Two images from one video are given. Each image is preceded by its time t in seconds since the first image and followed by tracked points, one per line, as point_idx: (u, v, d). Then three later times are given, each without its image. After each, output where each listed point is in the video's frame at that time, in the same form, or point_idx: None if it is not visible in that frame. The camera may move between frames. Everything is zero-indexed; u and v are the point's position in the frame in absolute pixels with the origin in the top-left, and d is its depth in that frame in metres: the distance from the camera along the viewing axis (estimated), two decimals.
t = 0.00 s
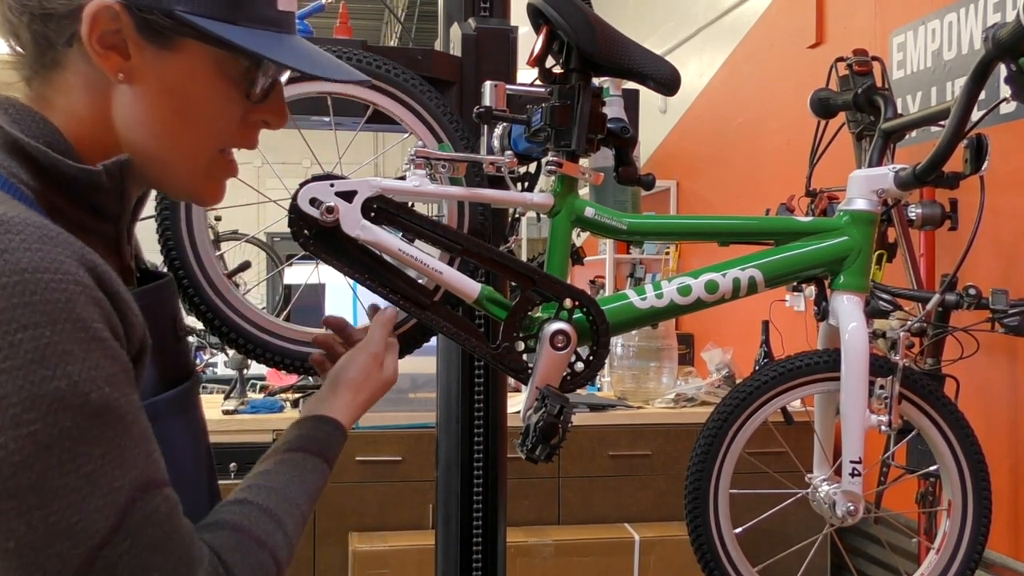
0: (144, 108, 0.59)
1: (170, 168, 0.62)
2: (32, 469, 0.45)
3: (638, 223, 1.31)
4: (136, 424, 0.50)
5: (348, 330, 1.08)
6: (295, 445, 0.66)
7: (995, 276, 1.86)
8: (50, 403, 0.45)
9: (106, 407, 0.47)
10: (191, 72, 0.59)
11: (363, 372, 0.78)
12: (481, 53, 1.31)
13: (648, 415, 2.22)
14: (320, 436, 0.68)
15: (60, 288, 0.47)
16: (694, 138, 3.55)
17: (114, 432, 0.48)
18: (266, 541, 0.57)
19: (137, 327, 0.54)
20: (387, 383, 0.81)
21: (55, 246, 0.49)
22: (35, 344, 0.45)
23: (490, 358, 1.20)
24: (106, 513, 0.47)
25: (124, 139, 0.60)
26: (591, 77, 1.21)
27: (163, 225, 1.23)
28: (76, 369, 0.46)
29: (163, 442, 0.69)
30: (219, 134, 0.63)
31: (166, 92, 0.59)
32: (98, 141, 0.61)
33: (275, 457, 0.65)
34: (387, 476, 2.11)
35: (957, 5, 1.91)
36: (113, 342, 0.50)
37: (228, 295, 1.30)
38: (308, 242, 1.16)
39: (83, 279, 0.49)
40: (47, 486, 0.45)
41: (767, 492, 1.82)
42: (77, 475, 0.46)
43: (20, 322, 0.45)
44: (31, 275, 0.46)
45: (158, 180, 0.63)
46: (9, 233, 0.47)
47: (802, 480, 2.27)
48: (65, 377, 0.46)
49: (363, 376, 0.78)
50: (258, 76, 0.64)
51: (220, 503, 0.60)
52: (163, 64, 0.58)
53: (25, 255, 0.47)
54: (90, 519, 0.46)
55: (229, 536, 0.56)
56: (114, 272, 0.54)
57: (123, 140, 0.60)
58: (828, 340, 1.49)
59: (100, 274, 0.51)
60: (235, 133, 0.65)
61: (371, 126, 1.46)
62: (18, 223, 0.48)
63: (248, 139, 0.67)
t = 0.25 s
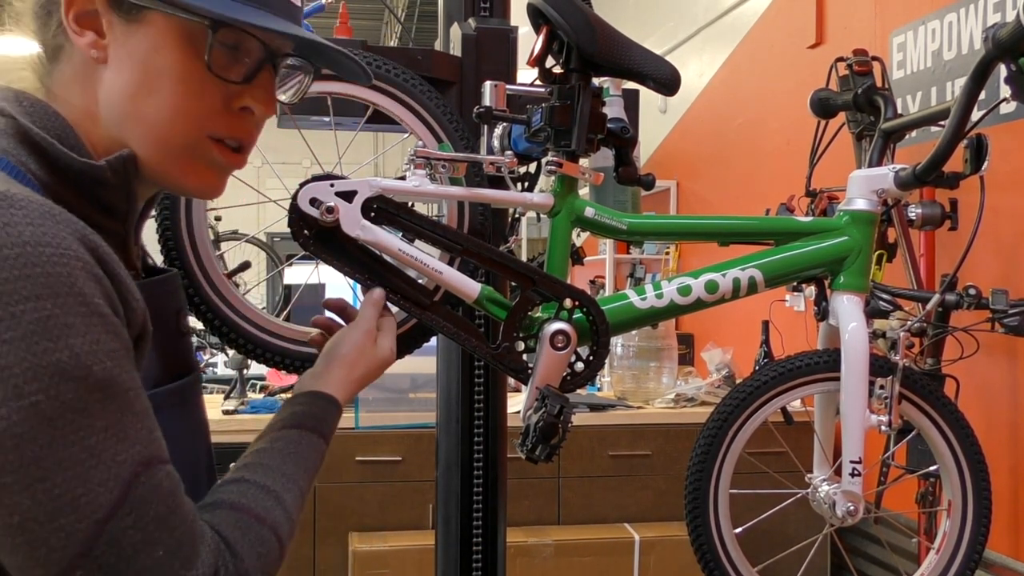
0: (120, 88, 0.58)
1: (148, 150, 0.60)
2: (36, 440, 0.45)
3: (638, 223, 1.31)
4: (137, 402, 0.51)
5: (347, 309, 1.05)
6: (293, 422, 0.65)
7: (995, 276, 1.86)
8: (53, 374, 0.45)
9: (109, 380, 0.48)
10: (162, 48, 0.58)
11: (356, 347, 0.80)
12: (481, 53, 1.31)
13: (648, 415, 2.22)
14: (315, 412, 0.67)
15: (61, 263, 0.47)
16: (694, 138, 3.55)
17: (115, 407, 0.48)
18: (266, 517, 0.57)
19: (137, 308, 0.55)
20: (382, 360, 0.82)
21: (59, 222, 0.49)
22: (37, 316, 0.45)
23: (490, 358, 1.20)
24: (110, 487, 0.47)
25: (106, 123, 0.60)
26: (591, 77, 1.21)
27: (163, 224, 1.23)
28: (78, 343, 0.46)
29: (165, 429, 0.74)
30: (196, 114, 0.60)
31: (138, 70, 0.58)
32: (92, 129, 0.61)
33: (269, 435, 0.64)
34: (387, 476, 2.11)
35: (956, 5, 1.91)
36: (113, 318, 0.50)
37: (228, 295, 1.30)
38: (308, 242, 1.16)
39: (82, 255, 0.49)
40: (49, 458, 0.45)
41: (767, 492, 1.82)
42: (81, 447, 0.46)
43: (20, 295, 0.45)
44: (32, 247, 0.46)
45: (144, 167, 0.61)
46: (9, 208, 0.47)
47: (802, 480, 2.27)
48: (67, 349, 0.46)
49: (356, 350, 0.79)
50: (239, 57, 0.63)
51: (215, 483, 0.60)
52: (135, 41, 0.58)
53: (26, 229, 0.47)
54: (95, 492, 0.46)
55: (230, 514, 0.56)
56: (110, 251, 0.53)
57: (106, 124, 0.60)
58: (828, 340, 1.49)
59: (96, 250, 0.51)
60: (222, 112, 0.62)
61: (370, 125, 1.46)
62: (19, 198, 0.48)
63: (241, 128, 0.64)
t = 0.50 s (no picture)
0: (124, 74, 0.59)
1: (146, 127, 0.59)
2: (28, 430, 0.45)
3: (638, 223, 1.31)
4: (133, 396, 0.51)
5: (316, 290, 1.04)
6: (273, 407, 0.65)
7: (995, 276, 1.86)
8: (44, 364, 0.45)
9: (104, 372, 0.48)
10: (162, 32, 0.59)
11: (335, 322, 0.80)
12: (482, 53, 1.31)
13: (648, 414, 2.22)
14: (295, 394, 0.67)
15: (55, 254, 0.47)
16: (694, 138, 3.55)
17: (111, 399, 0.48)
18: (259, 508, 0.57)
19: (136, 303, 0.55)
20: (360, 336, 0.82)
21: (52, 213, 0.49)
22: (29, 306, 0.46)
23: (491, 358, 1.20)
24: (105, 482, 0.47)
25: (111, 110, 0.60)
26: (591, 77, 1.21)
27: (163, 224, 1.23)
28: (71, 335, 0.46)
29: (164, 433, 0.73)
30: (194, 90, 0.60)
31: (140, 53, 0.59)
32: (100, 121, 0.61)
33: (253, 422, 0.64)
34: (387, 476, 2.11)
35: (956, 5, 1.91)
36: (111, 312, 0.50)
37: (228, 295, 1.30)
38: (308, 242, 1.16)
39: (77, 246, 0.49)
40: (40, 449, 0.45)
41: (767, 492, 1.82)
42: (75, 440, 0.46)
43: (12, 283, 0.45)
44: (26, 236, 0.47)
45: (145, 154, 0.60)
46: (4, 198, 0.47)
47: (802, 480, 2.27)
48: (60, 340, 0.46)
49: (337, 326, 0.79)
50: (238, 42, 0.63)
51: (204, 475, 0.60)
52: (139, 29, 0.59)
53: (20, 218, 0.47)
54: (89, 487, 0.47)
55: (224, 508, 0.56)
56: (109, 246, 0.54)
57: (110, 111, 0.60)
58: (828, 340, 1.49)
59: (90, 239, 0.51)
60: (226, 97, 0.62)
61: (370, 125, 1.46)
62: (16, 189, 0.48)
63: (244, 114, 0.64)
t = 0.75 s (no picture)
0: (116, 70, 0.59)
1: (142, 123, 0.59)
2: (50, 423, 0.45)
3: (638, 223, 1.31)
4: (149, 386, 0.51)
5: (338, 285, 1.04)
6: (294, 391, 0.65)
7: (995, 276, 1.86)
8: (65, 356, 0.45)
9: (122, 362, 0.48)
10: (154, 27, 0.59)
11: (351, 315, 0.81)
12: (482, 53, 1.31)
13: (648, 414, 2.22)
14: (313, 382, 0.67)
15: (69, 246, 0.47)
16: (694, 138, 3.55)
17: (127, 389, 0.49)
18: (286, 492, 0.58)
19: (144, 296, 0.55)
20: (374, 333, 0.83)
21: (62, 206, 0.49)
22: (46, 299, 0.45)
23: (490, 358, 1.20)
24: (131, 470, 0.48)
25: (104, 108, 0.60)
26: (591, 77, 1.21)
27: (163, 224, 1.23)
28: (89, 325, 0.47)
29: (182, 427, 0.76)
30: (187, 85, 0.60)
31: (131, 49, 0.58)
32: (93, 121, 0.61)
33: (274, 406, 0.63)
34: (387, 476, 2.11)
35: (956, 5, 1.91)
36: (116, 293, 0.50)
37: (229, 295, 1.30)
38: (309, 242, 1.16)
39: (86, 238, 0.49)
40: (66, 440, 0.45)
41: (767, 493, 1.82)
42: (99, 429, 0.47)
43: (27, 278, 0.45)
44: (38, 230, 0.47)
45: (141, 151, 0.60)
46: (15, 193, 0.47)
47: (802, 480, 2.27)
48: (80, 332, 0.46)
49: (352, 320, 0.80)
50: (226, 35, 0.63)
51: (223, 459, 0.60)
52: (130, 24, 0.59)
53: (32, 212, 0.47)
54: (116, 476, 0.47)
55: (250, 491, 0.57)
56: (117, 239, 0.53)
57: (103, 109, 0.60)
58: (828, 340, 1.49)
59: (98, 231, 0.51)
60: (213, 90, 0.62)
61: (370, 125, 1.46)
62: (22, 183, 0.48)
63: (236, 109, 0.64)
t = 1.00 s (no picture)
0: (113, 74, 0.58)
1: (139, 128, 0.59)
2: (38, 430, 0.45)
3: (638, 223, 1.31)
4: (139, 392, 0.51)
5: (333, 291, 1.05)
6: (285, 398, 0.65)
7: (995, 276, 1.86)
8: (53, 363, 0.45)
9: (111, 368, 0.48)
10: (150, 31, 0.59)
11: (345, 318, 0.82)
12: (481, 53, 1.32)
13: (648, 414, 2.22)
14: (307, 387, 0.67)
15: (58, 252, 0.47)
16: (694, 138, 3.55)
17: (116, 396, 0.48)
18: (278, 499, 0.58)
19: (136, 300, 0.55)
20: (370, 336, 0.84)
21: (52, 211, 0.49)
22: (35, 305, 0.46)
23: (491, 358, 1.20)
24: (118, 477, 0.47)
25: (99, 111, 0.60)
26: (591, 77, 1.21)
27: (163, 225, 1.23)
28: (78, 333, 0.47)
29: (170, 431, 0.74)
30: (184, 91, 0.61)
31: (130, 54, 0.58)
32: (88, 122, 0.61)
33: (265, 411, 0.64)
34: (387, 476, 2.11)
35: (956, 5, 1.91)
36: (109, 304, 0.50)
37: (228, 295, 1.30)
38: (309, 242, 1.16)
39: (75, 243, 0.49)
40: (53, 448, 0.45)
41: (767, 492, 1.82)
42: (87, 438, 0.47)
43: (16, 284, 0.45)
44: (27, 236, 0.47)
45: (135, 155, 0.61)
46: (5, 199, 0.47)
47: (802, 480, 2.27)
48: (68, 338, 0.46)
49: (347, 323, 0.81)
50: (224, 40, 0.63)
51: (217, 461, 0.61)
52: (128, 29, 0.58)
53: (20, 217, 0.47)
54: (103, 483, 0.47)
55: (242, 497, 0.57)
56: (108, 243, 0.53)
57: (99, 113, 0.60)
58: (828, 340, 1.49)
59: (87, 235, 0.51)
60: (208, 95, 0.62)
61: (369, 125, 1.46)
62: (13, 188, 0.48)
63: (231, 114, 0.65)
